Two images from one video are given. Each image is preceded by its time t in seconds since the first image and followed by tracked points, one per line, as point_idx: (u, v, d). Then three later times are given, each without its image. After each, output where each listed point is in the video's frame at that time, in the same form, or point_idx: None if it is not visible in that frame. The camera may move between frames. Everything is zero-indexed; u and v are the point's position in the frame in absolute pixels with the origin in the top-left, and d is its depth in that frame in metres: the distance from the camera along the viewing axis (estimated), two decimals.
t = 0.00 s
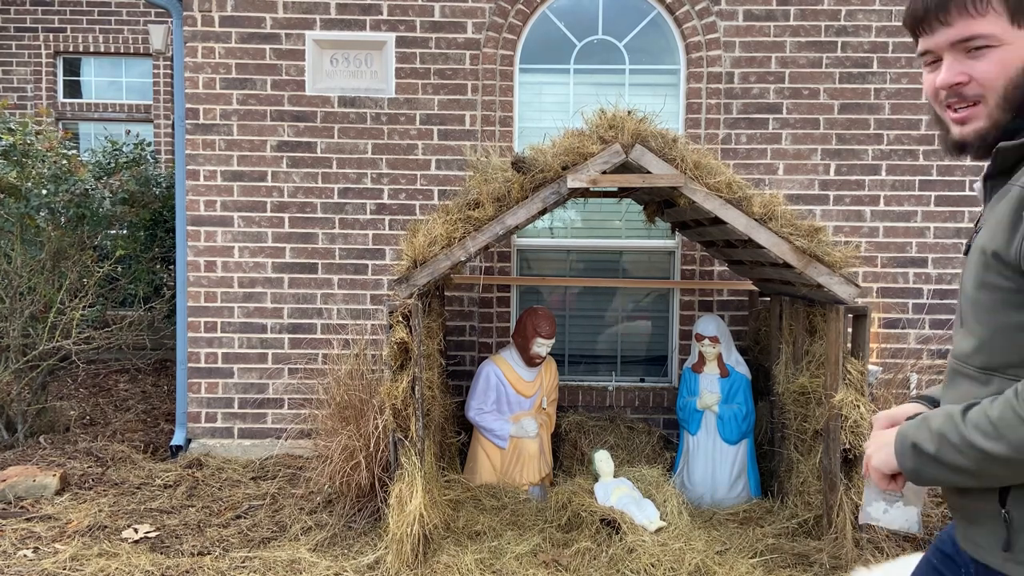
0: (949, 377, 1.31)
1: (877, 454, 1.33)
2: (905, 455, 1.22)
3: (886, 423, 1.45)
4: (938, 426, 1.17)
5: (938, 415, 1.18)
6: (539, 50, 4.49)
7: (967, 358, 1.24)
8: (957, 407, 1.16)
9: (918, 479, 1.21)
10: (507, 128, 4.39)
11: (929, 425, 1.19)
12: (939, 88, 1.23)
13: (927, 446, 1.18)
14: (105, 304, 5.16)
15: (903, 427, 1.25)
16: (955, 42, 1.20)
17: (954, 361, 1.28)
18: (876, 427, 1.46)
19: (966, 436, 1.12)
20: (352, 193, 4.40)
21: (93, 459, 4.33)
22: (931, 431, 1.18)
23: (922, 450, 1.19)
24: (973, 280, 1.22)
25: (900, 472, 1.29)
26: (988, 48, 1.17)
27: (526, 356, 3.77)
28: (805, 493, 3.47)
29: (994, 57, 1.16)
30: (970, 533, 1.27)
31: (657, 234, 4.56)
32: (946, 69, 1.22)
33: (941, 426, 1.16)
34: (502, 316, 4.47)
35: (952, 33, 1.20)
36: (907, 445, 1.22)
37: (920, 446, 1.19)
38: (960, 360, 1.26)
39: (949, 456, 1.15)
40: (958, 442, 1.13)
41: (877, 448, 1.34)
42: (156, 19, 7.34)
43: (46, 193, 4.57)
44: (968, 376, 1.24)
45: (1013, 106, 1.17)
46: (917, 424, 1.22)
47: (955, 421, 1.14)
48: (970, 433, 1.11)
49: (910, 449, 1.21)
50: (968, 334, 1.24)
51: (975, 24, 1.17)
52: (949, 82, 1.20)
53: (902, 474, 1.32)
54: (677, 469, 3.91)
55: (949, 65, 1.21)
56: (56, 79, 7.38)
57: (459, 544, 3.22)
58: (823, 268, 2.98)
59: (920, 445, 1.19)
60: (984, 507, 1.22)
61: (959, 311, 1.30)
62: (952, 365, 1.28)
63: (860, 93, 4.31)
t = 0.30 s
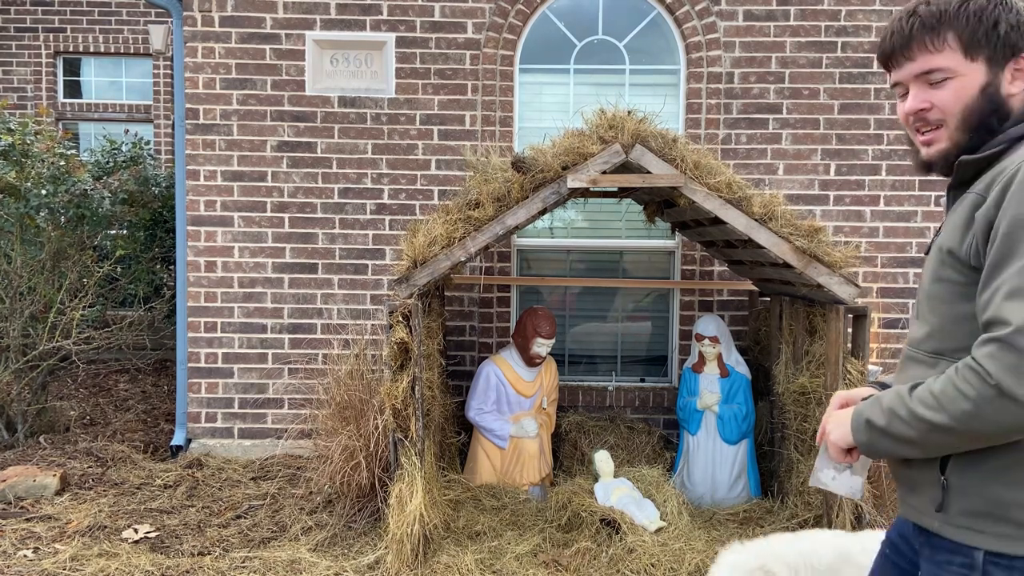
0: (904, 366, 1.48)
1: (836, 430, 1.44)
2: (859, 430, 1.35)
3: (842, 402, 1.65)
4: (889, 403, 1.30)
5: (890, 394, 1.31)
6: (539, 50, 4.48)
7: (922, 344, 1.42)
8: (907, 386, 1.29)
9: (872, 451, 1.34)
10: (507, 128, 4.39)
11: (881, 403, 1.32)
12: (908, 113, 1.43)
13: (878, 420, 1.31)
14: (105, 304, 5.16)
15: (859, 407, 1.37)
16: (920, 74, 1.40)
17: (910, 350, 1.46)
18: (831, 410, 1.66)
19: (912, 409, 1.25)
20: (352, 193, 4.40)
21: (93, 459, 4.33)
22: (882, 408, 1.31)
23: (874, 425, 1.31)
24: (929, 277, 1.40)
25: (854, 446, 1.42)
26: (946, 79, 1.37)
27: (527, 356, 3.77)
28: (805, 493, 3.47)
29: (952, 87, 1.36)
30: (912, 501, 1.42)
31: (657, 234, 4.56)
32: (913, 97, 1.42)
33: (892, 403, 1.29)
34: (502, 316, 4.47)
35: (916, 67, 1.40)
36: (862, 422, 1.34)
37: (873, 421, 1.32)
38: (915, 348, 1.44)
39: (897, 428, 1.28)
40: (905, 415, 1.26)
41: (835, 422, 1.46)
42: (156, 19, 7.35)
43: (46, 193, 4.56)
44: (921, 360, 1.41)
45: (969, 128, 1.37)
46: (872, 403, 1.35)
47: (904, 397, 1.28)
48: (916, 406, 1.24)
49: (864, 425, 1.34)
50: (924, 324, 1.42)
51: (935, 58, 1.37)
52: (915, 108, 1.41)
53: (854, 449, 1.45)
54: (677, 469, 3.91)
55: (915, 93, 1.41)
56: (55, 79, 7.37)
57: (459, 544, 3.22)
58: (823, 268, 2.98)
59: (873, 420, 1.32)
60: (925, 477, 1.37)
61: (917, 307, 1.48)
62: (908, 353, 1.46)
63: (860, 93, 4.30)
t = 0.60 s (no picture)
0: (883, 325, 1.55)
1: (830, 384, 1.53)
2: (852, 384, 1.43)
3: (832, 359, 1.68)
4: (879, 356, 1.39)
5: (879, 348, 1.40)
6: (538, 50, 4.49)
7: (899, 303, 1.49)
8: (894, 341, 1.38)
9: (864, 403, 1.43)
10: (507, 128, 4.39)
11: (871, 356, 1.41)
12: (883, 102, 1.51)
13: (869, 372, 1.40)
14: (105, 304, 5.16)
15: (851, 363, 1.46)
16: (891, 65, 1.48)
17: (888, 309, 1.53)
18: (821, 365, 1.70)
19: (900, 359, 1.34)
20: (352, 193, 4.40)
21: (93, 459, 4.33)
22: (872, 361, 1.40)
23: (865, 377, 1.40)
24: (906, 240, 1.48)
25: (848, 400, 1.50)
26: (913, 68, 1.44)
27: (526, 357, 3.77)
28: (805, 493, 3.47)
29: (919, 76, 1.44)
30: (897, 444, 1.46)
31: (657, 234, 4.56)
32: (886, 87, 1.50)
33: (882, 356, 1.38)
34: (502, 316, 4.47)
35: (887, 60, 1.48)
36: (853, 375, 1.43)
37: (864, 374, 1.41)
38: (893, 307, 1.51)
39: (887, 378, 1.36)
40: (894, 365, 1.35)
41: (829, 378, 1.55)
42: (156, 19, 7.35)
43: (46, 194, 4.56)
44: (898, 317, 1.48)
45: (937, 113, 1.44)
46: (862, 358, 1.43)
47: (891, 350, 1.37)
48: (903, 355, 1.33)
49: (856, 378, 1.43)
50: (902, 285, 1.49)
51: (902, 50, 1.45)
52: (888, 96, 1.49)
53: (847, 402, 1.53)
54: (677, 470, 3.91)
55: (887, 83, 1.49)
56: (56, 79, 7.38)
57: (459, 544, 3.22)
58: (823, 268, 2.98)
59: (864, 373, 1.41)
60: (912, 421, 1.41)
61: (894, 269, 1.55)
62: (885, 311, 1.54)
63: (860, 93, 4.31)
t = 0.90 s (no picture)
0: (876, 309, 1.56)
1: (831, 368, 1.54)
2: (854, 369, 1.44)
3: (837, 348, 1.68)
4: (882, 343, 1.40)
5: (882, 335, 1.41)
6: (538, 50, 4.49)
7: (894, 288, 1.49)
8: (897, 327, 1.39)
9: (867, 389, 1.44)
10: (507, 128, 4.39)
11: (874, 343, 1.42)
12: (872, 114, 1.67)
13: (873, 359, 1.40)
14: (105, 304, 5.16)
15: (852, 349, 1.47)
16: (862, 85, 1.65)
17: (883, 294, 1.53)
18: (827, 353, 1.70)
19: (905, 345, 1.35)
20: (352, 193, 4.40)
21: (93, 459, 4.34)
22: (876, 347, 1.41)
23: (869, 363, 1.41)
24: (901, 226, 1.48)
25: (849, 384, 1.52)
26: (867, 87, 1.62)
27: (527, 357, 3.77)
28: (805, 493, 3.47)
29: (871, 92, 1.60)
30: (890, 422, 1.49)
31: (657, 234, 4.56)
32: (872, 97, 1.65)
33: (886, 343, 1.39)
34: (502, 316, 4.47)
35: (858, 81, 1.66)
36: (856, 361, 1.44)
37: (868, 360, 1.42)
38: (887, 292, 1.51)
39: (891, 364, 1.37)
40: (898, 351, 1.36)
41: (830, 362, 1.56)
42: (156, 19, 7.34)
43: (46, 194, 4.56)
44: (895, 302, 1.48)
45: (893, 122, 1.58)
46: (864, 344, 1.44)
47: (895, 336, 1.38)
48: (908, 341, 1.34)
49: (859, 364, 1.43)
50: (897, 271, 1.49)
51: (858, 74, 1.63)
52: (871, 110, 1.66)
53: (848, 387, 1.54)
54: (677, 469, 3.91)
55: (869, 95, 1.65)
56: (55, 79, 7.37)
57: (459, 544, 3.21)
58: (823, 268, 2.98)
59: (868, 359, 1.41)
60: (906, 401, 1.44)
61: (887, 255, 1.55)
62: (881, 296, 1.54)
63: (860, 93, 4.30)
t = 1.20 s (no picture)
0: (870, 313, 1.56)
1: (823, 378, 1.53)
2: (841, 377, 1.45)
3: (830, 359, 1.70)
4: (864, 350, 1.41)
5: (865, 342, 1.42)
6: (538, 50, 4.49)
7: (886, 292, 1.50)
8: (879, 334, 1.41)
9: (854, 396, 1.44)
10: (507, 128, 4.39)
11: (858, 350, 1.43)
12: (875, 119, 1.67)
13: (857, 366, 1.42)
14: (106, 304, 5.15)
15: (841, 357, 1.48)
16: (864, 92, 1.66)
17: (876, 298, 1.53)
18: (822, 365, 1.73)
19: (883, 352, 1.36)
20: (352, 193, 4.40)
21: (93, 459, 4.34)
22: (858, 355, 1.42)
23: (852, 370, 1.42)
24: (893, 231, 1.49)
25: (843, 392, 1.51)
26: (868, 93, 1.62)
27: (527, 357, 3.77)
28: (805, 493, 3.47)
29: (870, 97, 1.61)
30: (885, 424, 1.49)
31: (657, 234, 4.56)
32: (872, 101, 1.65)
33: (867, 349, 1.40)
34: (502, 316, 4.47)
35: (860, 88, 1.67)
36: (842, 369, 1.45)
37: (851, 368, 1.43)
38: (880, 295, 1.52)
39: (872, 371, 1.39)
40: (878, 357, 1.37)
41: (821, 375, 1.56)
42: (156, 19, 7.34)
43: (46, 194, 4.56)
44: (886, 305, 1.49)
45: (891, 127, 1.58)
46: (851, 352, 1.45)
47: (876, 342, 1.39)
48: (887, 348, 1.35)
49: (844, 372, 1.45)
50: (889, 274, 1.50)
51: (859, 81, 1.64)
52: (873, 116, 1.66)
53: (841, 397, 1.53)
54: (677, 470, 3.91)
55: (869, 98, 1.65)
56: (55, 79, 7.37)
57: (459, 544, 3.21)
58: (823, 268, 2.98)
59: (852, 366, 1.43)
60: (897, 400, 1.45)
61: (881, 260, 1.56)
62: (875, 300, 1.54)
63: (860, 93, 4.30)
